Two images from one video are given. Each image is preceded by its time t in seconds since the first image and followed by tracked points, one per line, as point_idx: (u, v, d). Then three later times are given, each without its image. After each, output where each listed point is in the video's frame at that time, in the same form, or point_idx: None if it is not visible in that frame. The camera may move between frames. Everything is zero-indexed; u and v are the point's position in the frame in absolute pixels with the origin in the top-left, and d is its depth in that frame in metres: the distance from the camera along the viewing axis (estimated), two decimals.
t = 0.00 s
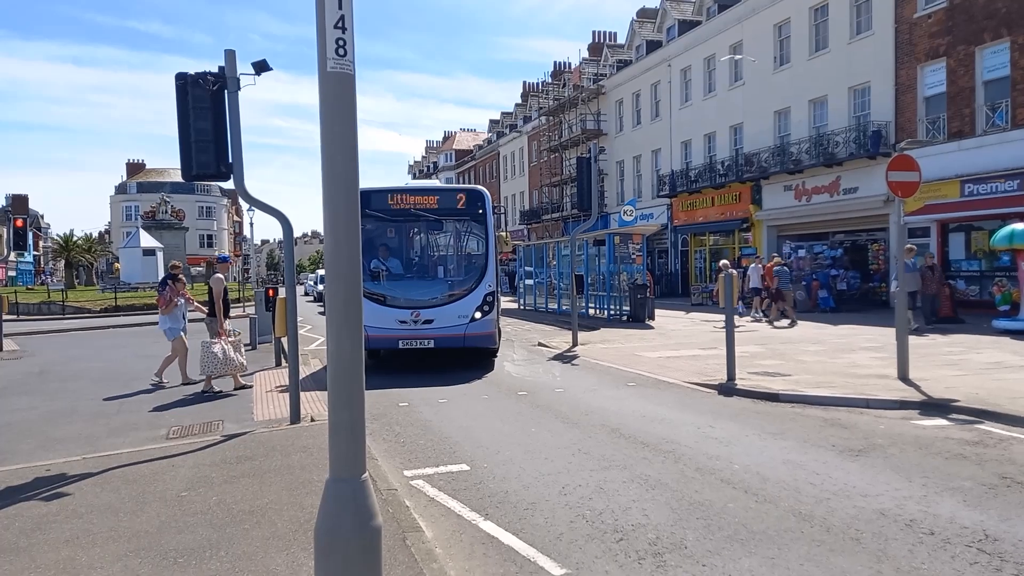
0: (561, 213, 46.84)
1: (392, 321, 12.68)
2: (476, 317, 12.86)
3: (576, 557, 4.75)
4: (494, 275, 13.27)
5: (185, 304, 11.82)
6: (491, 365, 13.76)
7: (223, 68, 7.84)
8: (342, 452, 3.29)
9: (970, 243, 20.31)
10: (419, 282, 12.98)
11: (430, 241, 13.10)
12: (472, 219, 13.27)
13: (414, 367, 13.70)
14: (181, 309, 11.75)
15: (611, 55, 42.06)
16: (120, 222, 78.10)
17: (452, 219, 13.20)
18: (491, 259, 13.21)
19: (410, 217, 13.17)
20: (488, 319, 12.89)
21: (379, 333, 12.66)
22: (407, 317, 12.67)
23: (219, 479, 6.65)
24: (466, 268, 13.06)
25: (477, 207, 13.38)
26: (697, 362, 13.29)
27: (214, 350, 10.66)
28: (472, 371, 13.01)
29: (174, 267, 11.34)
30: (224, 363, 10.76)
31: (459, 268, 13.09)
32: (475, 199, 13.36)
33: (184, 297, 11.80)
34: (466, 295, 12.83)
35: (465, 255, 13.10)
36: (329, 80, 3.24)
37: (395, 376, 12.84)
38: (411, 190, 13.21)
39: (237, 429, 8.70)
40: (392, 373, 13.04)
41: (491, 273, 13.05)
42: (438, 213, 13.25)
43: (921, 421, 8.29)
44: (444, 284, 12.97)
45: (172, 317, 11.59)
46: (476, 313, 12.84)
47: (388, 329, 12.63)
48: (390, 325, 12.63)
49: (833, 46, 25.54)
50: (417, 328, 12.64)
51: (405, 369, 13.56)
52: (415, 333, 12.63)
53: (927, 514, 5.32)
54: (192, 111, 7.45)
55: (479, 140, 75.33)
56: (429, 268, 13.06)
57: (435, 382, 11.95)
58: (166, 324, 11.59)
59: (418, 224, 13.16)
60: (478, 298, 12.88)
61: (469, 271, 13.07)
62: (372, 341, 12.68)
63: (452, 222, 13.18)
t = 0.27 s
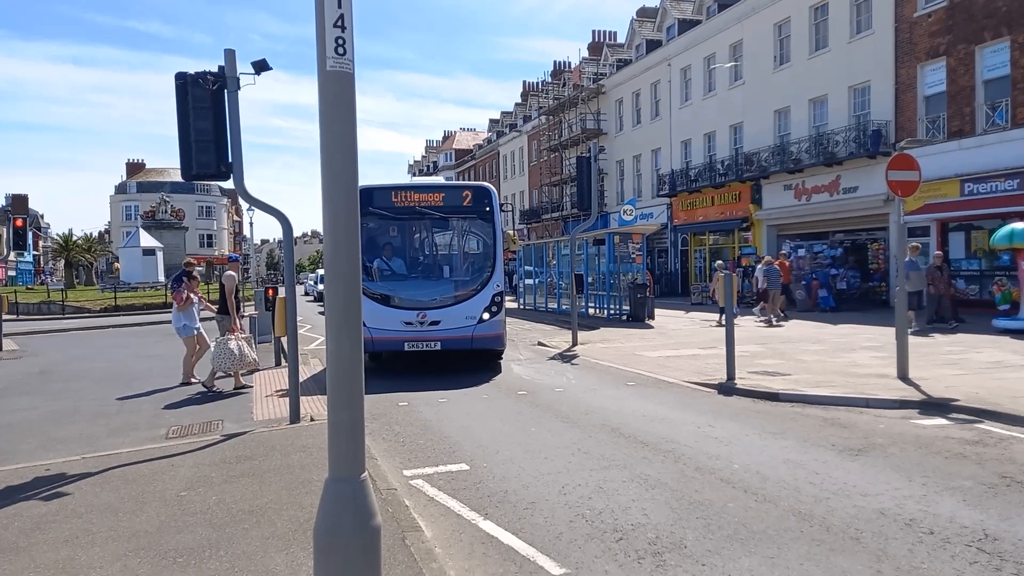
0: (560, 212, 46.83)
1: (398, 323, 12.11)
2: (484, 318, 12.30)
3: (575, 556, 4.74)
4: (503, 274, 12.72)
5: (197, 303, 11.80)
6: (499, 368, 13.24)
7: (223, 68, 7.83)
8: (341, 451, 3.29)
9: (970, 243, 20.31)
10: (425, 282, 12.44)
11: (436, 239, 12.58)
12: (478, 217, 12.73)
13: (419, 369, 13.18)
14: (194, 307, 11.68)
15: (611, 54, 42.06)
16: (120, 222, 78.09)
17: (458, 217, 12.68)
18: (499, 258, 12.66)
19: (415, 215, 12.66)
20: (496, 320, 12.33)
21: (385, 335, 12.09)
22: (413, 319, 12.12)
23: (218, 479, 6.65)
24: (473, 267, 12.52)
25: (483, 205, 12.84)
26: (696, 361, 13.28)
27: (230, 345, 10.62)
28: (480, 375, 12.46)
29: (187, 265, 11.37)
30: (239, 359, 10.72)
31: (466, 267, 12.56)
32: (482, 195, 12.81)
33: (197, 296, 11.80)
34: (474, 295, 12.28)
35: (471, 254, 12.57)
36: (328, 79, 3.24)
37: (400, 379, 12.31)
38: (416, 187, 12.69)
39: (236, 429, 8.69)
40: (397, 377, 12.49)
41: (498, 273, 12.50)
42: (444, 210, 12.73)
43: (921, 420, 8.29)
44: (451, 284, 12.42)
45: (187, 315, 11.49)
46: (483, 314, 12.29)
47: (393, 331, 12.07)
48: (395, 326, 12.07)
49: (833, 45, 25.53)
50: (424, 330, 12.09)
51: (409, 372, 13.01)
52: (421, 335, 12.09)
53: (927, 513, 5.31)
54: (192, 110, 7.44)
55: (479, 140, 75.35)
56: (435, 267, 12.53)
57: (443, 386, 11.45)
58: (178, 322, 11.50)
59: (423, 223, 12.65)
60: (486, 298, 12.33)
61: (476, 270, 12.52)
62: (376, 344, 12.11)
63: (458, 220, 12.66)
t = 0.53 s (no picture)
0: (560, 212, 46.84)
1: (403, 324, 11.45)
2: (492, 320, 11.71)
3: (574, 556, 4.74)
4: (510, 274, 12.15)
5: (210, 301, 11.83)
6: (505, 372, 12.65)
7: (222, 67, 7.82)
8: (341, 451, 3.28)
9: (968, 243, 20.31)
10: (430, 283, 11.82)
11: (441, 238, 12.00)
12: (485, 214, 12.19)
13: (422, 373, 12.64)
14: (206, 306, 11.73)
15: (610, 55, 42.07)
16: (119, 221, 78.01)
17: (464, 215, 12.13)
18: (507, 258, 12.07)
19: (420, 213, 12.07)
20: (504, 321, 11.73)
21: (389, 337, 11.43)
22: (419, 320, 11.48)
23: (217, 478, 6.64)
24: (480, 267, 11.92)
25: (490, 203, 12.28)
26: (696, 362, 13.28)
27: (243, 343, 10.66)
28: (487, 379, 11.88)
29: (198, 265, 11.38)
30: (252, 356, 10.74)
31: (472, 267, 11.98)
32: (488, 192, 12.26)
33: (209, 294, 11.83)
34: (481, 296, 11.68)
35: (478, 253, 12.01)
36: (327, 79, 3.24)
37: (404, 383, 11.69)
38: (420, 184, 12.14)
39: (235, 428, 8.68)
40: (399, 382, 11.87)
41: (506, 273, 11.91)
42: (450, 208, 12.15)
43: (919, 421, 8.29)
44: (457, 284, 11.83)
45: (199, 313, 11.54)
46: (491, 316, 11.70)
47: (397, 334, 11.41)
48: (400, 329, 11.41)
49: (832, 46, 25.54)
50: (430, 332, 11.45)
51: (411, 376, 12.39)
52: (427, 337, 11.45)
53: (926, 514, 5.32)
54: (191, 110, 7.44)
55: (478, 140, 75.37)
56: (440, 268, 11.94)
57: (450, 391, 10.87)
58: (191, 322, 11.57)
59: (428, 221, 12.07)
60: (494, 299, 11.73)
61: (483, 270, 11.94)
62: (380, 347, 11.44)
63: (464, 218, 12.11)
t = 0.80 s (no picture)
0: (558, 212, 46.84)
1: (409, 326, 10.99)
2: (501, 321, 11.30)
3: (574, 556, 4.74)
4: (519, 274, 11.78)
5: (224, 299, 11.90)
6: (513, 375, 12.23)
7: (221, 66, 7.81)
8: (339, 451, 3.28)
9: (968, 242, 20.34)
10: (436, 283, 11.42)
11: (448, 237, 11.63)
12: (492, 212, 11.86)
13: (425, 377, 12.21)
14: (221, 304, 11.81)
15: (610, 54, 42.05)
16: (117, 221, 77.93)
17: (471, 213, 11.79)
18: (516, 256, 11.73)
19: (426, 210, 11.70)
20: (513, 323, 11.33)
21: (395, 339, 10.99)
22: (425, 322, 11.04)
23: (216, 478, 6.63)
24: (487, 267, 11.56)
25: (498, 200, 11.97)
26: (695, 361, 13.27)
27: (255, 342, 10.69)
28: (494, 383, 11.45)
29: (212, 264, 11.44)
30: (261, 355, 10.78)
31: (480, 267, 11.61)
32: (496, 190, 11.94)
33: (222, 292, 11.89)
34: (490, 296, 11.28)
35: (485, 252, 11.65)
36: (325, 78, 3.24)
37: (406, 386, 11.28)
38: (425, 181, 11.79)
39: (235, 428, 8.68)
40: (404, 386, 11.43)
41: (515, 273, 11.55)
42: (457, 206, 11.82)
43: (919, 420, 8.29)
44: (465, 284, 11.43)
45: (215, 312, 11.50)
46: (501, 317, 11.28)
47: (403, 335, 10.95)
48: (406, 330, 10.95)
49: (831, 45, 25.54)
50: (437, 334, 11.01)
51: (415, 380, 11.95)
52: (434, 339, 11.01)
53: (925, 513, 5.32)
54: (190, 109, 7.43)
55: (477, 139, 75.37)
56: (446, 267, 11.54)
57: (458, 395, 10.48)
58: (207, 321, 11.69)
59: (434, 219, 11.71)
60: (504, 299, 11.33)
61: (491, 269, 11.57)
62: (384, 350, 10.99)
63: (471, 217, 11.77)
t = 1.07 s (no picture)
0: (558, 210, 46.84)
1: (416, 326, 10.66)
2: (511, 320, 10.95)
3: (572, 554, 4.74)
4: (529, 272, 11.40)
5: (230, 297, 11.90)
6: (521, 376, 11.85)
7: (220, 64, 7.80)
8: (338, 449, 3.28)
9: (967, 240, 20.37)
10: (443, 281, 11.07)
11: (455, 233, 11.26)
12: (501, 208, 11.48)
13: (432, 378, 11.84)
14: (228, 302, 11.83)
15: (609, 51, 42.03)
16: (116, 219, 77.87)
17: (479, 209, 11.41)
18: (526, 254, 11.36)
19: (432, 207, 11.33)
20: (523, 323, 10.98)
21: (401, 340, 10.63)
22: (433, 322, 10.71)
23: (215, 476, 6.63)
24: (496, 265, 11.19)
25: (506, 196, 11.59)
26: (694, 358, 13.28)
27: (261, 342, 10.69)
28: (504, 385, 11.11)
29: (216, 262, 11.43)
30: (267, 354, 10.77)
31: (488, 265, 11.25)
32: (505, 185, 11.56)
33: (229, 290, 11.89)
34: (499, 295, 10.95)
35: (494, 249, 11.28)
36: (324, 75, 3.23)
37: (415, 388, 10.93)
38: (431, 176, 11.41)
39: (234, 426, 8.67)
40: (409, 388, 11.03)
41: (525, 270, 11.18)
42: (464, 202, 11.44)
43: (918, 417, 8.30)
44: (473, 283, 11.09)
45: (224, 309, 11.80)
46: (510, 316, 10.94)
47: (410, 336, 10.62)
48: (413, 330, 10.61)
49: (830, 42, 25.51)
50: (445, 334, 10.69)
51: (420, 382, 11.56)
52: (442, 340, 10.68)
53: (923, 510, 5.32)
54: (189, 107, 7.42)
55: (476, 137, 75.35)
56: (454, 265, 11.19)
57: (466, 398, 10.11)
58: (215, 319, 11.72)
59: (440, 215, 11.34)
60: (513, 298, 11.00)
61: (500, 267, 11.19)
62: (391, 351, 10.65)
63: (479, 213, 11.40)
